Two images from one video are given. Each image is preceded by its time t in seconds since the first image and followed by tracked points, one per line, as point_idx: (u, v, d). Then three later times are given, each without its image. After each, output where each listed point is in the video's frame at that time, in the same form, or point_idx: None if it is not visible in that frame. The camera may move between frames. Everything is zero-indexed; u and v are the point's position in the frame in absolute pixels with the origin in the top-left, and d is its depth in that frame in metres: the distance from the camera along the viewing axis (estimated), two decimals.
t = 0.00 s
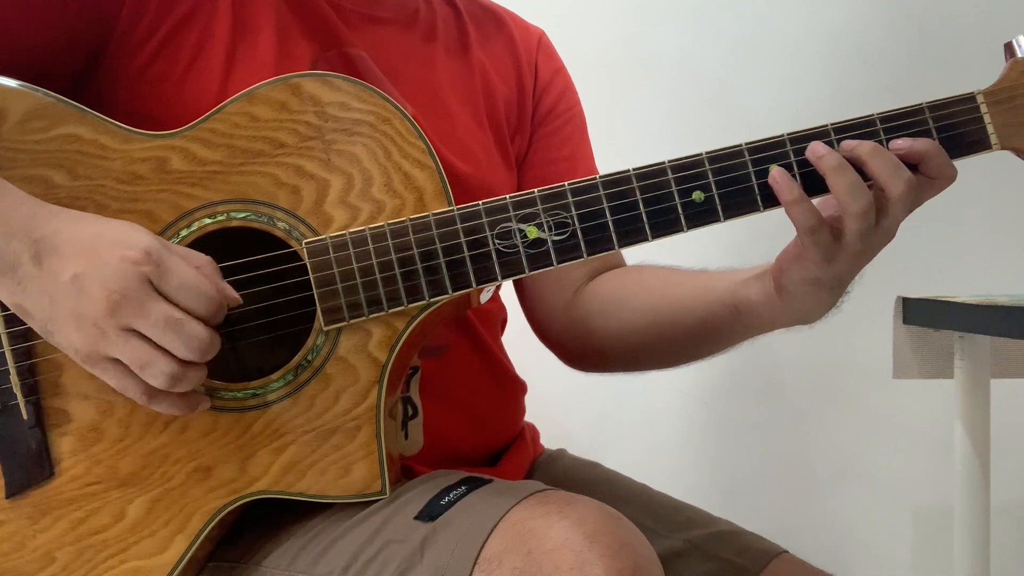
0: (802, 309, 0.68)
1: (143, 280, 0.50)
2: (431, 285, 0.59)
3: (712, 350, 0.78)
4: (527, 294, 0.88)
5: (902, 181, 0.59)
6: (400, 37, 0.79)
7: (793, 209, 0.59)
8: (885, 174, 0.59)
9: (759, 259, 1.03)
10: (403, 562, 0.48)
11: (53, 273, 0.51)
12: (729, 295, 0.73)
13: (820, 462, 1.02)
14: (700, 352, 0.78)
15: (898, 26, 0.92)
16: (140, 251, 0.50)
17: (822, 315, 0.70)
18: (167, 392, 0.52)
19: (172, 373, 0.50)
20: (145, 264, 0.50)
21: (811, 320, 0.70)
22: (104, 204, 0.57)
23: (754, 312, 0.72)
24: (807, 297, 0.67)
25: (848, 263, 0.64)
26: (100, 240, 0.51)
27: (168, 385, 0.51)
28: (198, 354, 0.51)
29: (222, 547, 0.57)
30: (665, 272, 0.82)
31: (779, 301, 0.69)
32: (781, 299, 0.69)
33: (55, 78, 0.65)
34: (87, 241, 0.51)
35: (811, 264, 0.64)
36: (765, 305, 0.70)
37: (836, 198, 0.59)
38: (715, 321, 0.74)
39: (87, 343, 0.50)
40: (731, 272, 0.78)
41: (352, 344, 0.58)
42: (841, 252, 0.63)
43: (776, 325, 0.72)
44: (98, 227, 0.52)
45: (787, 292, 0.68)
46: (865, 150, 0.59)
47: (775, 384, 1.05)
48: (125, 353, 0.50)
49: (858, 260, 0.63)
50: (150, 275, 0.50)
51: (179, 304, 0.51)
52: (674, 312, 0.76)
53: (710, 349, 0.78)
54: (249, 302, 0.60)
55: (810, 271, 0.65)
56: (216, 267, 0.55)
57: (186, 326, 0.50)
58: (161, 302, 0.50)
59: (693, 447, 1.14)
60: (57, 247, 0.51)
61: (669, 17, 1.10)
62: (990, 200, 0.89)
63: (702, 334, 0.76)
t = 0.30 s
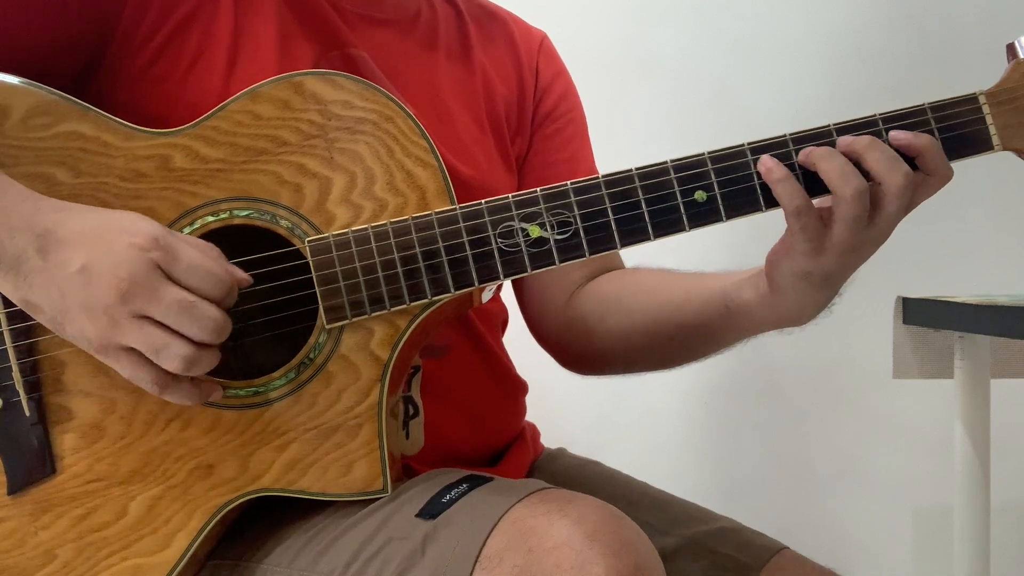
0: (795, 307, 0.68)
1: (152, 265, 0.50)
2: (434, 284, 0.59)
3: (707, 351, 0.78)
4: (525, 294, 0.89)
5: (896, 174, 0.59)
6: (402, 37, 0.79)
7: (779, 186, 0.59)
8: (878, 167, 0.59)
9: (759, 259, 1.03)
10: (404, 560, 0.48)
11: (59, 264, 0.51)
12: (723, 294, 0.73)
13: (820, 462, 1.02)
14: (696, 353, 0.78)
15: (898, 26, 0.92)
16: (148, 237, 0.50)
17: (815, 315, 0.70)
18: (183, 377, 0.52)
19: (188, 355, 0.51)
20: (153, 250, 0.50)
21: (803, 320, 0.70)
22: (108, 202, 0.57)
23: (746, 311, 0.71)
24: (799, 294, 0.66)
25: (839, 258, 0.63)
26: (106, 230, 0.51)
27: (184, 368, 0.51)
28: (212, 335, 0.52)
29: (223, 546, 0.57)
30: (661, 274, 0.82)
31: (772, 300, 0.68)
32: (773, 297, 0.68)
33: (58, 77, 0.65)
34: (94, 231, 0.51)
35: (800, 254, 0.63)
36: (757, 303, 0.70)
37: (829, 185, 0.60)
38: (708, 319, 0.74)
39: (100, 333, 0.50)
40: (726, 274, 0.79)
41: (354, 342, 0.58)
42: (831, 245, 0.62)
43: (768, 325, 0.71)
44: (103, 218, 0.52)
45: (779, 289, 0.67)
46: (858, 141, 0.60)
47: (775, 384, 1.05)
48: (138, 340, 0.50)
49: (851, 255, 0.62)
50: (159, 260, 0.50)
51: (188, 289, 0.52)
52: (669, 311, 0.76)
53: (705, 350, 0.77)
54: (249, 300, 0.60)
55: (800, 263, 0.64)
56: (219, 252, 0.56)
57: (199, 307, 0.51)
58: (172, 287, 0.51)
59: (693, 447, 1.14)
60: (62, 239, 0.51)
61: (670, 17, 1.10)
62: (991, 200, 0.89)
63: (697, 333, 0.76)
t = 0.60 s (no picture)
0: (804, 315, 0.67)
1: (152, 264, 0.50)
2: (433, 285, 0.60)
3: (711, 356, 0.78)
4: (526, 295, 0.89)
5: (894, 177, 0.59)
6: (402, 39, 0.79)
7: (789, 204, 0.59)
8: (876, 168, 0.59)
9: (759, 259, 1.03)
10: (403, 561, 0.48)
11: (59, 260, 0.51)
12: (734, 298, 0.73)
13: (820, 462, 1.02)
14: (700, 357, 0.78)
15: (898, 26, 0.92)
16: (149, 235, 0.51)
17: (820, 327, 0.69)
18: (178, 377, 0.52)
19: (183, 357, 0.51)
20: (154, 248, 0.50)
21: (810, 330, 0.69)
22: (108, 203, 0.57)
23: (755, 317, 0.71)
24: (808, 301, 0.66)
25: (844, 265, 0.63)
26: (108, 227, 0.51)
27: (180, 370, 0.51)
28: (209, 337, 0.52)
29: (223, 546, 0.57)
30: (666, 278, 0.82)
31: (784, 308, 0.68)
32: (784, 306, 0.68)
33: (57, 78, 0.65)
34: (95, 226, 0.51)
35: (805, 262, 0.63)
36: (767, 309, 0.69)
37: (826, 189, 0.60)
38: (719, 324, 0.74)
39: (98, 330, 0.50)
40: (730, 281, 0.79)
41: (354, 343, 0.58)
42: (835, 252, 0.62)
43: (775, 336, 0.71)
44: (104, 211, 0.53)
45: (788, 295, 0.67)
46: (858, 142, 0.60)
47: (775, 385, 1.05)
48: (135, 339, 0.50)
49: (856, 260, 0.62)
50: (159, 258, 0.51)
51: (187, 288, 0.52)
52: (678, 314, 0.76)
53: (711, 355, 0.78)
54: (249, 301, 0.60)
55: (806, 270, 0.64)
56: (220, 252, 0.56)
57: (197, 308, 0.51)
58: (171, 286, 0.51)
59: (693, 447, 1.14)
60: (63, 234, 0.51)
61: (670, 17, 1.10)
62: (991, 201, 0.89)
63: (705, 337, 0.76)
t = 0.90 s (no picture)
0: (794, 313, 0.68)
1: (161, 248, 0.50)
2: (436, 285, 0.60)
3: (706, 356, 0.78)
4: (524, 295, 0.89)
5: (902, 167, 0.59)
6: (403, 39, 0.79)
7: (775, 181, 0.60)
8: (885, 157, 0.60)
9: (759, 260, 1.03)
10: (406, 561, 0.48)
11: (66, 251, 0.51)
12: (726, 297, 0.73)
13: (820, 463, 1.03)
14: (695, 358, 0.78)
15: (897, 27, 0.92)
16: (154, 220, 0.51)
17: (812, 326, 0.70)
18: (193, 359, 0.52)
19: (199, 337, 0.51)
20: (161, 232, 0.51)
21: (801, 329, 0.70)
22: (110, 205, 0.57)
23: (746, 316, 0.71)
24: (797, 298, 0.66)
25: (836, 260, 0.63)
26: (113, 214, 0.51)
27: (196, 350, 0.51)
28: (222, 316, 0.52)
29: (224, 548, 0.57)
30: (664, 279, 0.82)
31: (773, 305, 0.68)
32: (773, 302, 0.68)
33: (57, 78, 0.65)
34: (100, 215, 0.51)
35: (797, 253, 0.63)
36: (757, 308, 0.70)
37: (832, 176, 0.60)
38: (710, 323, 0.75)
39: (111, 318, 0.51)
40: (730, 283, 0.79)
41: (356, 344, 0.58)
42: (829, 244, 0.62)
43: (767, 335, 0.71)
44: (111, 200, 0.53)
45: (779, 292, 0.67)
46: (868, 130, 0.61)
47: (775, 385, 1.05)
48: (149, 324, 0.51)
49: (849, 257, 0.63)
50: (168, 242, 0.51)
51: (197, 269, 0.52)
52: (671, 313, 0.77)
53: (707, 355, 0.78)
54: (251, 302, 0.60)
55: (799, 263, 0.64)
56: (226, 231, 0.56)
57: (209, 288, 0.51)
58: (181, 268, 0.51)
59: (693, 447, 1.14)
60: (69, 224, 0.51)
61: (670, 17, 1.11)
62: (990, 202, 0.89)
63: (697, 336, 0.76)
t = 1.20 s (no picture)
0: (822, 321, 0.67)
1: (164, 253, 0.51)
2: (436, 285, 0.60)
3: (723, 360, 0.78)
4: (530, 299, 0.89)
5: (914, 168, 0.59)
6: (404, 39, 0.79)
7: (810, 201, 0.59)
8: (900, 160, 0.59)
9: (759, 260, 1.03)
10: (407, 561, 0.48)
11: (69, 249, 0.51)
12: (746, 303, 0.73)
13: (820, 462, 1.03)
14: (712, 361, 0.78)
15: (898, 27, 0.92)
16: (160, 225, 0.51)
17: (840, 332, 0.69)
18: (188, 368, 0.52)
19: (194, 348, 0.51)
20: (166, 238, 0.51)
21: (829, 335, 0.69)
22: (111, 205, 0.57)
23: (770, 322, 0.71)
24: (827, 307, 0.66)
25: (863, 268, 0.63)
26: (117, 217, 0.51)
27: (190, 361, 0.51)
28: (219, 327, 0.52)
29: (224, 547, 0.57)
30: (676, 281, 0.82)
31: (801, 315, 0.68)
32: (802, 312, 0.68)
33: (58, 78, 0.65)
34: (105, 217, 0.51)
35: (826, 264, 0.63)
36: (784, 316, 0.69)
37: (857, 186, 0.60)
38: (732, 330, 0.74)
39: (107, 322, 0.51)
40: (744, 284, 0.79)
41: (356, 344, 0.58)
42: (857, 253, 0.62)
43: (792, 341, 0.71)
44: (113, 203, 0.53)
45: (808, 301, 0.67)
46: (862, 133, 0.60)
47: (775, 385, 1.05)
48: (145, 330, 0.51)
49: (876, 263, 0.63)
50: (172, 248, 0.51)
51: (199, 278, 0.52)
52: (691, 320, 0.76)
53: (722, 359, 0.77)
54: (252, 301, 0.60)
55: (826, 274, 0.64)
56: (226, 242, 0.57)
57: (209, 299, 0.51)
58: (183, 276, 0.51)
59: (693, 447, 1.14)
60: (72, 225, 0.51)
61: (670, 17, 1.11)
62: (990, 202, 0.89)
63: (717, 342, 0.76)
